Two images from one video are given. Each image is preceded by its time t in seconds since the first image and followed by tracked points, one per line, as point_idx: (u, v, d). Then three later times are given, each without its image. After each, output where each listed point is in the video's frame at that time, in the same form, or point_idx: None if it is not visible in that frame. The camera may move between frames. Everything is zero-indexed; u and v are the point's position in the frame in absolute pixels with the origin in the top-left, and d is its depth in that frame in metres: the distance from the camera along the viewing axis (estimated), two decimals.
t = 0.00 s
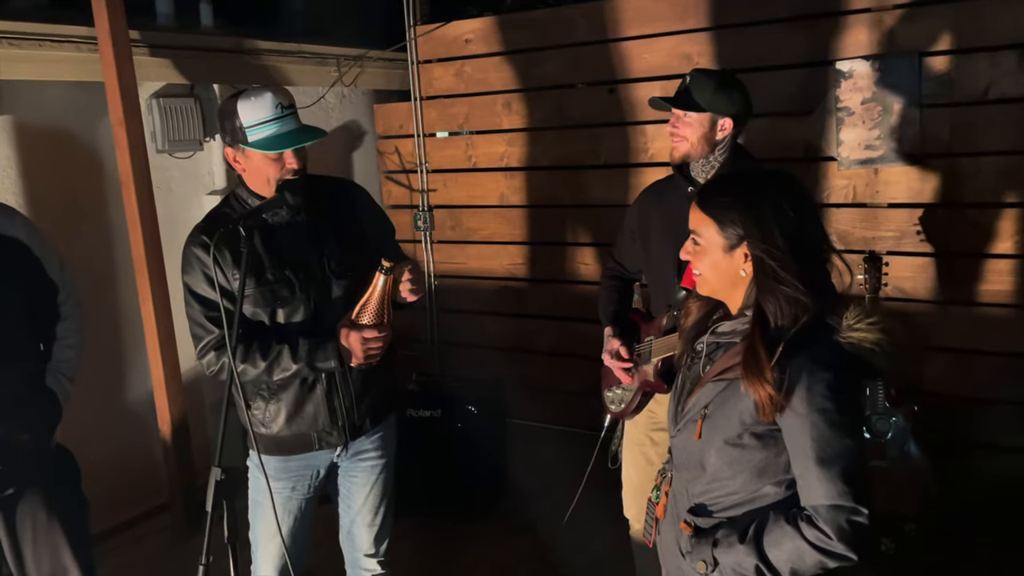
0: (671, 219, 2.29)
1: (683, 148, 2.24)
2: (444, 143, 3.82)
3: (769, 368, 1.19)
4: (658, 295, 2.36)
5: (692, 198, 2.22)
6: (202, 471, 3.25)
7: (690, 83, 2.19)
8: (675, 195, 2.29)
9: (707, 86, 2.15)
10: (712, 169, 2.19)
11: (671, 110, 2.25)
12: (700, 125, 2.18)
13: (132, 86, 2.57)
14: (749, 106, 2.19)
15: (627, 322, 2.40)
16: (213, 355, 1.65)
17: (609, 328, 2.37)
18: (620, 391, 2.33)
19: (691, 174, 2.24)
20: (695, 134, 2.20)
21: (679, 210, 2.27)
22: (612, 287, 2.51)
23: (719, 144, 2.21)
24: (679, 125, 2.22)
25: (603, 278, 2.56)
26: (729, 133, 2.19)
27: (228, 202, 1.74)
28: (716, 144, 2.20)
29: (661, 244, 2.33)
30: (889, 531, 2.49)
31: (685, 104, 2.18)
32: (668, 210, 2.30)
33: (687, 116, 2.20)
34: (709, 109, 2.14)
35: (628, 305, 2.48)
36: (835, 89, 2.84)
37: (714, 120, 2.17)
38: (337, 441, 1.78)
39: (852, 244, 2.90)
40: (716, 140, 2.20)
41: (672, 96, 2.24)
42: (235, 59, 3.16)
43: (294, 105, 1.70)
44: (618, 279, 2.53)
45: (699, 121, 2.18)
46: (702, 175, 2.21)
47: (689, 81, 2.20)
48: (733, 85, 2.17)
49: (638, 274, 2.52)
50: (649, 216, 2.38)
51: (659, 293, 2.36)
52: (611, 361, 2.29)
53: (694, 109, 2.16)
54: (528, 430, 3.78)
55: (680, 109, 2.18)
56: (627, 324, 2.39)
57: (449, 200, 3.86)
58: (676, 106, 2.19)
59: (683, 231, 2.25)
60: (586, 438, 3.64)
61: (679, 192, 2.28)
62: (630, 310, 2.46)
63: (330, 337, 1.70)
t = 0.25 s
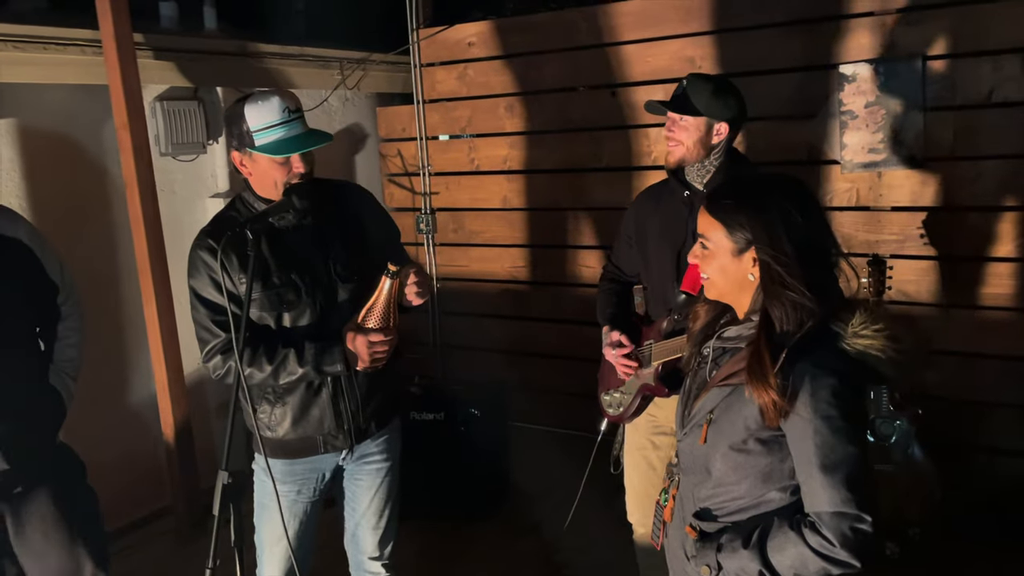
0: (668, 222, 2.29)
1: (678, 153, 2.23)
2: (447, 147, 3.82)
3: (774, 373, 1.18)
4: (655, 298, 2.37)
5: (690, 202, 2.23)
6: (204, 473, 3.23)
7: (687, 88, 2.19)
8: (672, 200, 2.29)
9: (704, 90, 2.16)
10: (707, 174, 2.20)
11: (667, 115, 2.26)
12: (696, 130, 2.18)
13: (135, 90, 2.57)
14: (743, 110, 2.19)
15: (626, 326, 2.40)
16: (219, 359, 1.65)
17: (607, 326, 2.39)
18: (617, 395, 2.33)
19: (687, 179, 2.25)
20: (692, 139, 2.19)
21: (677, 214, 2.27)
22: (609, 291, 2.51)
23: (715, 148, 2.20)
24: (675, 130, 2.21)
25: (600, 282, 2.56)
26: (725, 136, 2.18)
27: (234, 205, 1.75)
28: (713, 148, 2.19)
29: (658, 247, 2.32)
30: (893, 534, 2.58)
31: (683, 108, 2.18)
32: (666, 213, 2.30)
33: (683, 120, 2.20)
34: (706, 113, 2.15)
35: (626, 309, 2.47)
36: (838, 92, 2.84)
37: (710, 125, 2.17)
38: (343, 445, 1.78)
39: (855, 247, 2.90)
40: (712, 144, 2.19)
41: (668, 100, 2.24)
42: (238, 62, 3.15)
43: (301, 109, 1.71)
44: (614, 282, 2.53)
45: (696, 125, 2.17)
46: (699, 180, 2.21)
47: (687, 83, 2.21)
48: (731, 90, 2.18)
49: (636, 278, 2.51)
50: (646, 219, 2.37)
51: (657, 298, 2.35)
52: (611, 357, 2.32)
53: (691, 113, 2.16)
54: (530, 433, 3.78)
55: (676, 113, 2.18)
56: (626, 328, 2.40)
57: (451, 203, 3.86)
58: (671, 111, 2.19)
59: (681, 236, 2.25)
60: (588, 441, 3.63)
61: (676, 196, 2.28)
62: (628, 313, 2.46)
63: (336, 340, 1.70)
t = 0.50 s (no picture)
0: (661, 227, 2.28)
1: (674, 155, 2.22)
2: (449, 150, 3.82)
3: (785, 381, 1.18)
4: (648, 304, 2.36)
5: (684, 206, 2.23)
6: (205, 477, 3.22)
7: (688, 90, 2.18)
8: (666, 204, 2.28)
9: (704, 95, 2.16)
10: (703, 178, 2.20)
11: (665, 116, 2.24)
12: (694, 131, 2.17)
13: (137, 92, 2.57)
14: (741, 115, 2.19)
15: (619, 330, 2.40)
16: (225, 363, 1.65)
17: (600, 333, 2.39)
18: (614, 400, 2.35)
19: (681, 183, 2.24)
20: (688, 141, 2.18)
21: (671, 219, 2.26)
22: (601, 295, 2.50)
23: (711, 152, 2.19)
24: (673, 131, 2.20)
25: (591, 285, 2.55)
26: (722, 141, 2.18)
27: (240, 209, 1.75)
28: (709, 153, 2.19)
29: (651, 251, 2.30)
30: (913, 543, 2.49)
31: (683, 109, 2.16)
32: (661, 218, 2.29)
33: (681, 122, 2.18)
34: (705, 115, 2.14)
35: (616, 316, 2.46)
36: (840, 98, 2.85)
37: (708, 127, 2.16)
38: (348, 449, 1.78)
39: (857, 253, 2.91)
40: (709, 147, 2.19)
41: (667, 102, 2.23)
42: (241, 65, 3.15)
43: (307, 113, 1.71)
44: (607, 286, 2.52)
45: (693, 128, 2.16)
46: (694, 185, 2.21)
47: (686, 86, 2.20)
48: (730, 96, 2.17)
49: (627, 282, 2.49)
50: (639, 224, 2.35)
51: (651, 302, 2.34)
52: (605, 366, 2.31)
53: (690, 115, 2.15)
54: (531, 437, 3.78)
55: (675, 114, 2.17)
56: (619, 332, 2.39)
57: (453, 206, 3.86)
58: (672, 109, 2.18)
59: (676, 240, 2.24)
60: (589, 445, 3.63)
61: (670, 201, 2.27)
62: (619, 317, 2.46)
63: (342, 344, 1.71)
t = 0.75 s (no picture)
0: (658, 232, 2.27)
1: (674, 163, 2.22)
2: (452, 154, 3.82)
3: (803, 389, 1.18)
4: (644, 308, 2.34)
5: (682, 211, 2.23)
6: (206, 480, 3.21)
7: (687, 96, 2.18)
8: (664, 209, 2.27)
9: (702, 101, 2.15)
10: (702, 184, 2.19)
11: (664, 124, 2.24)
12: (693, 139, 2.17)
13: (143, 93, 2.56)
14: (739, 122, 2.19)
15: (615, 335, 2.38)
16: (233, 366, 1.64)
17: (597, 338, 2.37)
18: (608, 405, 2.33)
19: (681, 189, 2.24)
20: (687, 149, 2.18)
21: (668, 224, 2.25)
22: (598, 299, 2.45)
23: (710, 159, 2.20)
24: (672, 139, 2.20)
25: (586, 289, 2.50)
26: (721, 148, 2.18)
27: (249, 211, 1.74)
28: (708, 160, 2.19)
29: (648, 255, 2.29)
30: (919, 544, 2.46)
31: (682, 116, 2.16)
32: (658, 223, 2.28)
33: (680, 130, 2.19)
34: (703, 122, 2.14)
35: (611, 316, 2.44)
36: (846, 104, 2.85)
37: (707, 135, 2.16)
38: (356, 454, 1.77)
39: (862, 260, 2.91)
40: (708, 154, 2.19)
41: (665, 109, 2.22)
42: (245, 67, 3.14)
43: (317, 115, 1.70)
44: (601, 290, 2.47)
45: (693, 135, 2.17)
46: (694, 191, 2.21)
47: (684, 94, 2.20)
48: (727, 102, 2.17)
49: (624, 286, 2.47)
50: (636, 228, 2.34)
51: (647, 306, 2.32)
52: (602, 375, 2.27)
53: (689, 122, 2.15)
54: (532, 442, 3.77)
55: (674, 121, 2.17)
56: (615, 337, 2.37)
57: (455, 210, 3.85)
58: (670, 118, 2.17)
59: (674, 244, 2.23)
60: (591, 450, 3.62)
61: (669, 206, 2.27)
62: (615, 322, 2.43)
63: (350, 348, 1.71)
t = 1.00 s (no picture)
0: (655, 240, 2.26)
1: (670, 170, 2.20)
2: (456, 157, 3.82)
3: (813, 399, 1.17)
4: (643, 317, 2.33)
5: (679, 218, 2.22)
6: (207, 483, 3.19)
7: (683, 103, 2.17)
8: (661, 217, 2.26)
9: (698, 109, 2.14)
10: (698, 191, 2.18)
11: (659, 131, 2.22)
12: (690, 146, 2.15)
13: (148, 94, 2.55)
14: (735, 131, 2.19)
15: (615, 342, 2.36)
16: (239, 370, 1.63)
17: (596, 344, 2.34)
18: (608, 412, 2.33)
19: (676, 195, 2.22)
20: (684, 155, 2.16)
21: (666, 231, 2.24)
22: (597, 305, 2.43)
23: (706, 165, 2.18)
24: (669, 146, 2.17)
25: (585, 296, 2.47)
26: (716, 155, 2.17)
27: (255, 215, 1.74)
28: (704, 166, 2.17)
29: (647, 263, 2.28)
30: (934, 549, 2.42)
31: (679, 123, 2.15)
32: (654, 231, 2.27)
33: (676, 136, 2.16)
34: (700, 129, 2.13)
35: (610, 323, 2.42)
36: (851, 110, 2.85)
37: (704, 142, 2.15)
38: (361, 459, 1.76)
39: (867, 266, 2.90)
40: (704, 161, 2.17)
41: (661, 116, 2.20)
42: (249, 69, 3.14)
43: (324, 117, 1.70)
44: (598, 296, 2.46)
45: (689, 142, 2.15)
46: (688, 198, 2.20)
47: (681, 101, 2.18)
48: (723, 109, 2.17)
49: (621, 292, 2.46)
50: (633, 237, 2.33)
51: (646, 313, 2.31)
52: (601, 376, 2.26)
53: (686, 129, 2.13)
54: (535, 446, 3.76)
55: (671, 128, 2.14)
56: (616, 345, 2.35)
57: (459, 213, 3.85)
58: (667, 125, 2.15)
59: (672, 251, 2.22)
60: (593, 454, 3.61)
61: (665, 213, 2.26)
62: (614, 329, 2.41)
63: (357, 353, 1.68)
